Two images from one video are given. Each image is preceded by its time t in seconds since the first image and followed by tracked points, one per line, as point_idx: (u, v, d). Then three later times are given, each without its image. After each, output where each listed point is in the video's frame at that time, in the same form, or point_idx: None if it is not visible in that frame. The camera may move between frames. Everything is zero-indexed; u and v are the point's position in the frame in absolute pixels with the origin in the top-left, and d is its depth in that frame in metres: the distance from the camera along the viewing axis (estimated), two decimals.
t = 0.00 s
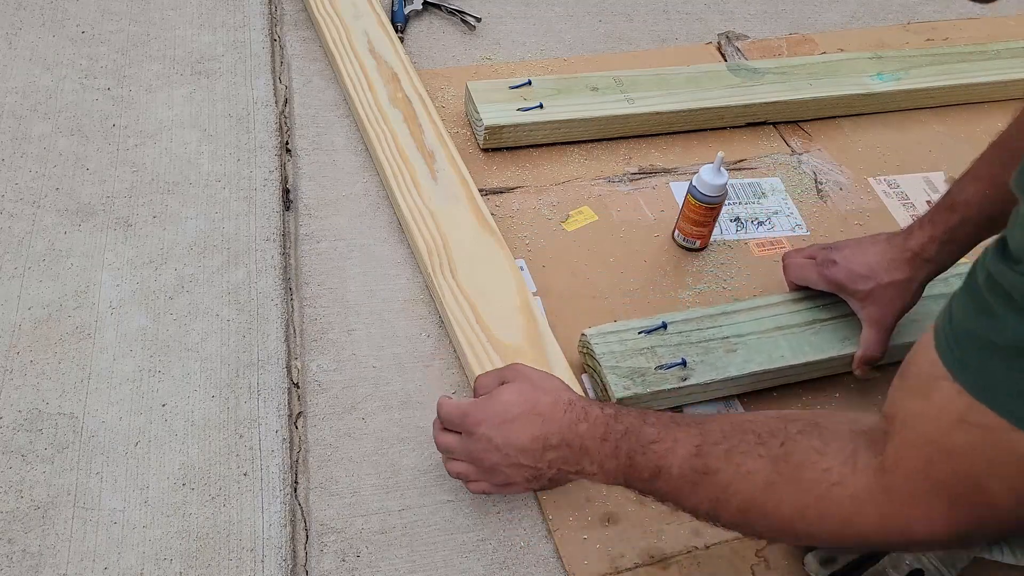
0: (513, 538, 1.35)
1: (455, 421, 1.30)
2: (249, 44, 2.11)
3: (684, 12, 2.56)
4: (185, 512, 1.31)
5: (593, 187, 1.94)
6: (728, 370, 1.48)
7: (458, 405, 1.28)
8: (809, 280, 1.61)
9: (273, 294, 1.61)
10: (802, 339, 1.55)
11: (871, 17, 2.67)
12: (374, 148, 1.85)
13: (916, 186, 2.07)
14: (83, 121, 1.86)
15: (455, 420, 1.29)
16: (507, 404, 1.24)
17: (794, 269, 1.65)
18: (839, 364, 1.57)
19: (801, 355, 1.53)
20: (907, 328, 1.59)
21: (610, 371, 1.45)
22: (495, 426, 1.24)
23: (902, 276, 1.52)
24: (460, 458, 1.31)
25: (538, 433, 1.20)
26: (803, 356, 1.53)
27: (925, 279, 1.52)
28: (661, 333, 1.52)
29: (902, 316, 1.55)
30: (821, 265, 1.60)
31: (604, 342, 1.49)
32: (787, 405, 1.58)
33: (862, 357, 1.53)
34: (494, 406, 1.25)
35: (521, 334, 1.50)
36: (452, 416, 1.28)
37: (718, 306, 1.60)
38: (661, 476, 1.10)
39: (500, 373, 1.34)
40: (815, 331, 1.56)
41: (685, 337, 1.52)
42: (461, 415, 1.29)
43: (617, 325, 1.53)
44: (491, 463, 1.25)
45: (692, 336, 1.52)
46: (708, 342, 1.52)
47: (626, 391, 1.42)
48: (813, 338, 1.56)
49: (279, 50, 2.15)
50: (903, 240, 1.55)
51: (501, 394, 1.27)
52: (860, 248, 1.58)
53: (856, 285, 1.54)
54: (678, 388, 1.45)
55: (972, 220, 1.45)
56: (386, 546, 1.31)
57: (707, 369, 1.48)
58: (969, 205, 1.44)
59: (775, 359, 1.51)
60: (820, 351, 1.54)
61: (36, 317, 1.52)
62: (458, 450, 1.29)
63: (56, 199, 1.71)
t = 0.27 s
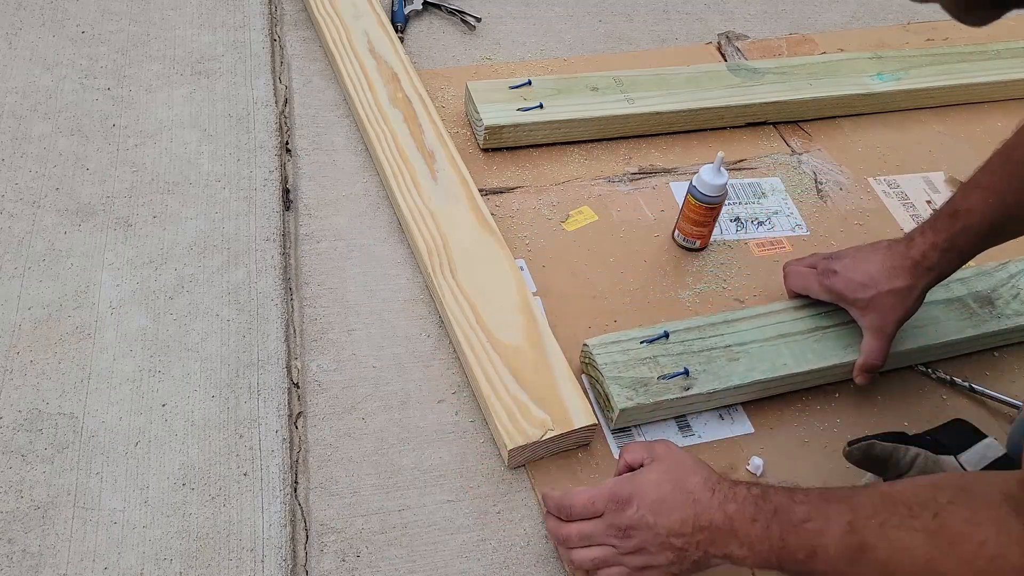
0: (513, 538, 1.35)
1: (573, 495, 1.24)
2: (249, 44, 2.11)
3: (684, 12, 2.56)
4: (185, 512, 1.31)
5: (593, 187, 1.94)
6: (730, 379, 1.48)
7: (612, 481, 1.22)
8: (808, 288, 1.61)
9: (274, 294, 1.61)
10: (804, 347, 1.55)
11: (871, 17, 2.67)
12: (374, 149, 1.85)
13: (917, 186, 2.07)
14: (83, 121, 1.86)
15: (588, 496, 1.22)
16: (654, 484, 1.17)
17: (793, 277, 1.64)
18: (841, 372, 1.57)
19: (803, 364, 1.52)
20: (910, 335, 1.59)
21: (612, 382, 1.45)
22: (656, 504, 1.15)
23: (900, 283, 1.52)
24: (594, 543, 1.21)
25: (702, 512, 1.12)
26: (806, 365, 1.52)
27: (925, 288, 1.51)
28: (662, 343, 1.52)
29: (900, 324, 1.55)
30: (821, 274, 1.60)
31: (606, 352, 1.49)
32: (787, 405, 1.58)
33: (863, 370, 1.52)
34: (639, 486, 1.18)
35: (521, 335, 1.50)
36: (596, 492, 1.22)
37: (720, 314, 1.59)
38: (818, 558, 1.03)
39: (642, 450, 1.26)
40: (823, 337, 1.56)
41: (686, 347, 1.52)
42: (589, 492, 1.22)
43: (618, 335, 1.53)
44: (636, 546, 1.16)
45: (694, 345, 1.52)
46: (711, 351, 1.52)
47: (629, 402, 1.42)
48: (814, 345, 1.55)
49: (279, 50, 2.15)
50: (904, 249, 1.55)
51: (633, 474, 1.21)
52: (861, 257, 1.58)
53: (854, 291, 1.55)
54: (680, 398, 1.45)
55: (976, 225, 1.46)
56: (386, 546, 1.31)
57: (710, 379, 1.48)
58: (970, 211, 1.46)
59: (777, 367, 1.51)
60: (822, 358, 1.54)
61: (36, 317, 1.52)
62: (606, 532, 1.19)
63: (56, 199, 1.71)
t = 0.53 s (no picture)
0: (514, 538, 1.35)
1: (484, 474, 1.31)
2: (249, 44, 2.11)
3: (684, 12, 2.56)
4: (185, 512, 1.31)
5: (593, 187, 1.94)
6: (731, 379, 1.48)
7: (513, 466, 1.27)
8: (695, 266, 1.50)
9: (273, 294, 1.61)
10: (805, 346, 1.54)
11: (871, 17, 2.67)
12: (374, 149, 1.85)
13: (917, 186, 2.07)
14: (83, 121, 1.86)
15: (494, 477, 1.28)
16: (552, 476, 1.20)
17: (695, 255, 1.51)
18: (841, 372, 1.57)
19: (803, 364, 1.52)
20: (910, 335, 1.59)
21: (612, 382, 1.45)
22: (553, 491, 1.20)
23: (807, 266, 1.44)
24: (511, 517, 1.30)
25: (592, 500, 1.15)
26: (807, 365, 1.52)
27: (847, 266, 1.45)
28: (662, 343, 1.52)
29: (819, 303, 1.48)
30: (725, 251, 1.50)
31: (606, 352, 1.49)
32: (787, 405, 1.58)
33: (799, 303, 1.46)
34: (539, 473, 1.22)
35: (521, 335, 1.49)
36: (501, 476, 1.27)
37: (721, 315, 1.59)
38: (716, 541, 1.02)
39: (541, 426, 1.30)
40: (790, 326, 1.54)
41: (686, 347, 1.52)
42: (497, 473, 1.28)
43: (618, 335, 1.53)
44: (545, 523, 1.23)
45: (694, 345, 1.52)
46: (711, 351, 1.52)
47: (629, 402, 1.42)
48: (816, 344, 1.55)
49: (279, 50, 2.15)
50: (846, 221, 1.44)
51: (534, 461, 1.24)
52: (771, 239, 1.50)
53: (770, 270, 1.46)
54: (680, 398, 1.45)
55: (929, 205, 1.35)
56: (386, 546, 1.31)
57: (710, 379, 1.48)
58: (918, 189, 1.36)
59: (777, 367, 1.51)
60: (823, 358, 1.53)
61: (36, 317, 1.52)
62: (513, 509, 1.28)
63: (56, 199, 1.71)
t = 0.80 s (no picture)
0: (514, 538, 1.35)
1: (514, 459, 1.30)
2: (249, 44, 2.11)
3: (684, 12, 2.56)
4: (185, 512, 1.31)
5: (593, 188, 1.94)
6: (730, 379, 1.48)
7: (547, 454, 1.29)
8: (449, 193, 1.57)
9: (273, 294, 1.61)
10: (805, 346, 1.54)
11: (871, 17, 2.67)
12: (374, 149, 1.85)
13: (916, 186, 2.07)
14: (83, 121, 1.86)
15: (524, 464, 1.29)
16: (591, 465, 1.25)
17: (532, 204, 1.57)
18: (842, 371, 1.57)
19: (803, 364, 1.52)
20: (910, 335, 1.59)
21: (611, 382, 1.45)
22: (586, 479, 1.24)
23: (548, 185, 1.57)
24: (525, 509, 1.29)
25: (625, 491, 1.23)
26: (807, 365, 1.52)
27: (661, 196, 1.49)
28: (662, 343, 1.53)
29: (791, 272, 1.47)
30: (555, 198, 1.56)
31: (606, 352, 1.49)
32: (787, 405, 1.58)
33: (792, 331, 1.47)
34: (573, 463, 1.26)
35: (521, 334, 1.50)
36: (535, 461, 1.28)
37: (720, 315, 1.59)
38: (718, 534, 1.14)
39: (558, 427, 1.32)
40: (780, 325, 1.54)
41: (686, 347, 1.52)
42: (529, 460, 1.29)
43: (617, 335, 1.53)
44: (565, 514, 1.25)
45: (693, 345, 1.52)
46: (710, 351, 1.52)
47: (628, 402, 1.42)
48: (815, 344, 1.55)
49: (279, 50, 2.15)
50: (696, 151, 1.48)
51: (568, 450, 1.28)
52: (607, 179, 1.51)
53: (518, 199, 1.56)
54: (680, 398, 1.45)
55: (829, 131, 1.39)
56: (386, 546, 1.31)
57: (710, 379, 1.48)
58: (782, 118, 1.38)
59: (777, 367, 1.51)
60: (823, 359, 1.53)
61: (36, 317, 1.52)
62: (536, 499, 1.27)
63: (56, 199, 1.71)
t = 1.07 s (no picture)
0: (513, 538, 1.35)
1: (523, 445, 1.32)
2: (249, 44, 2.11)
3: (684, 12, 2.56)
4: (185, 512, 1.31)
5: (593, 187, 1.94)
6: (731, 379, 1.48)
7: (556, 438, 1.32)
8: (395, 182, 1.69)
9: (273, 294, 1.61)
10: (805, 345, 1.54)
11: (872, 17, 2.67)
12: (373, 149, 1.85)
13: (916, 186, 2.07)
14: (83, 121, 1.86)
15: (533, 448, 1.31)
16: (600, 450, 1.30)
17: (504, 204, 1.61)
18: (841, 371, 1.57)
19: (803, 363, 1.52)
20: (910, 334, 1.59)
21: (612, 381, 1.45)
22: (592, 462, 1.28)
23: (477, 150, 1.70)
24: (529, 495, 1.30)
25: (626, 474, 1.27)
26: (807, 364, 1.52)
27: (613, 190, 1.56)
28: (662, 343, 1.53)
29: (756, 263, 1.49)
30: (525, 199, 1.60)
31: (606, 352, 1.49)
32: (787, 405, 1.58)
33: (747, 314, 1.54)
34: (584, 446, 1.30)
35: (520, 335, 1.50)
36: (545, 445, 1.31)
37: (721, 315, 1.60)
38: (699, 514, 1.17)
39: (549, 428, 1.34)
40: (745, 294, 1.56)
41: (685, 347, 1.52)
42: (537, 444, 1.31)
43: (617, 335, 1.53)
44: (570, 499, 1.27)
45: (693, 346, 1.52)
46: (710, 352, 1.52)
47: (628, 402, 1.42)
48: (815, 344, 1.55)
49: (279, 50, 2.15)
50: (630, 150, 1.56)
51: (573, 435, 1.32)
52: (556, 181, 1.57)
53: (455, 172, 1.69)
54: (680, 398, 1.45)
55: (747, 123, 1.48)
56: (386, 546, 1.31)
57: (710, 378, 1.48)
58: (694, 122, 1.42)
59: (777, 367, 1.51)
60: (822, 359, 1.53)
61: (37, 317, 1.52)
62: (542, 483, 1.29)
63: (56, 199, 1.71)
